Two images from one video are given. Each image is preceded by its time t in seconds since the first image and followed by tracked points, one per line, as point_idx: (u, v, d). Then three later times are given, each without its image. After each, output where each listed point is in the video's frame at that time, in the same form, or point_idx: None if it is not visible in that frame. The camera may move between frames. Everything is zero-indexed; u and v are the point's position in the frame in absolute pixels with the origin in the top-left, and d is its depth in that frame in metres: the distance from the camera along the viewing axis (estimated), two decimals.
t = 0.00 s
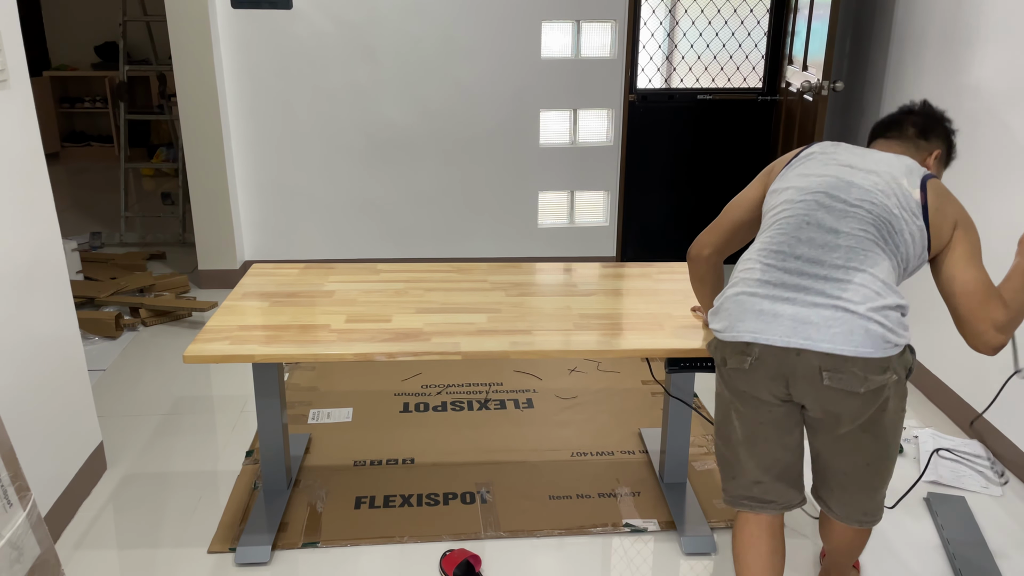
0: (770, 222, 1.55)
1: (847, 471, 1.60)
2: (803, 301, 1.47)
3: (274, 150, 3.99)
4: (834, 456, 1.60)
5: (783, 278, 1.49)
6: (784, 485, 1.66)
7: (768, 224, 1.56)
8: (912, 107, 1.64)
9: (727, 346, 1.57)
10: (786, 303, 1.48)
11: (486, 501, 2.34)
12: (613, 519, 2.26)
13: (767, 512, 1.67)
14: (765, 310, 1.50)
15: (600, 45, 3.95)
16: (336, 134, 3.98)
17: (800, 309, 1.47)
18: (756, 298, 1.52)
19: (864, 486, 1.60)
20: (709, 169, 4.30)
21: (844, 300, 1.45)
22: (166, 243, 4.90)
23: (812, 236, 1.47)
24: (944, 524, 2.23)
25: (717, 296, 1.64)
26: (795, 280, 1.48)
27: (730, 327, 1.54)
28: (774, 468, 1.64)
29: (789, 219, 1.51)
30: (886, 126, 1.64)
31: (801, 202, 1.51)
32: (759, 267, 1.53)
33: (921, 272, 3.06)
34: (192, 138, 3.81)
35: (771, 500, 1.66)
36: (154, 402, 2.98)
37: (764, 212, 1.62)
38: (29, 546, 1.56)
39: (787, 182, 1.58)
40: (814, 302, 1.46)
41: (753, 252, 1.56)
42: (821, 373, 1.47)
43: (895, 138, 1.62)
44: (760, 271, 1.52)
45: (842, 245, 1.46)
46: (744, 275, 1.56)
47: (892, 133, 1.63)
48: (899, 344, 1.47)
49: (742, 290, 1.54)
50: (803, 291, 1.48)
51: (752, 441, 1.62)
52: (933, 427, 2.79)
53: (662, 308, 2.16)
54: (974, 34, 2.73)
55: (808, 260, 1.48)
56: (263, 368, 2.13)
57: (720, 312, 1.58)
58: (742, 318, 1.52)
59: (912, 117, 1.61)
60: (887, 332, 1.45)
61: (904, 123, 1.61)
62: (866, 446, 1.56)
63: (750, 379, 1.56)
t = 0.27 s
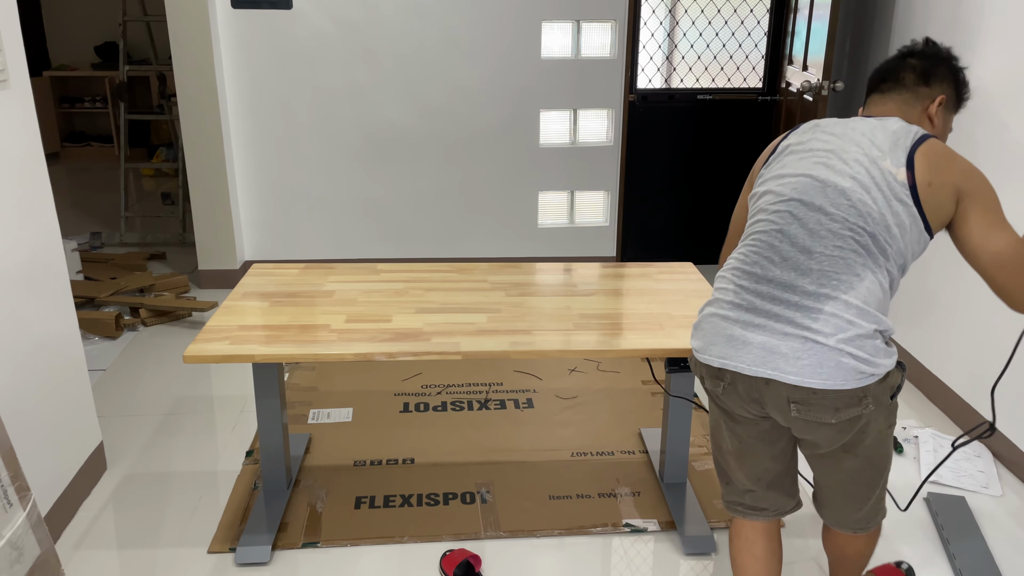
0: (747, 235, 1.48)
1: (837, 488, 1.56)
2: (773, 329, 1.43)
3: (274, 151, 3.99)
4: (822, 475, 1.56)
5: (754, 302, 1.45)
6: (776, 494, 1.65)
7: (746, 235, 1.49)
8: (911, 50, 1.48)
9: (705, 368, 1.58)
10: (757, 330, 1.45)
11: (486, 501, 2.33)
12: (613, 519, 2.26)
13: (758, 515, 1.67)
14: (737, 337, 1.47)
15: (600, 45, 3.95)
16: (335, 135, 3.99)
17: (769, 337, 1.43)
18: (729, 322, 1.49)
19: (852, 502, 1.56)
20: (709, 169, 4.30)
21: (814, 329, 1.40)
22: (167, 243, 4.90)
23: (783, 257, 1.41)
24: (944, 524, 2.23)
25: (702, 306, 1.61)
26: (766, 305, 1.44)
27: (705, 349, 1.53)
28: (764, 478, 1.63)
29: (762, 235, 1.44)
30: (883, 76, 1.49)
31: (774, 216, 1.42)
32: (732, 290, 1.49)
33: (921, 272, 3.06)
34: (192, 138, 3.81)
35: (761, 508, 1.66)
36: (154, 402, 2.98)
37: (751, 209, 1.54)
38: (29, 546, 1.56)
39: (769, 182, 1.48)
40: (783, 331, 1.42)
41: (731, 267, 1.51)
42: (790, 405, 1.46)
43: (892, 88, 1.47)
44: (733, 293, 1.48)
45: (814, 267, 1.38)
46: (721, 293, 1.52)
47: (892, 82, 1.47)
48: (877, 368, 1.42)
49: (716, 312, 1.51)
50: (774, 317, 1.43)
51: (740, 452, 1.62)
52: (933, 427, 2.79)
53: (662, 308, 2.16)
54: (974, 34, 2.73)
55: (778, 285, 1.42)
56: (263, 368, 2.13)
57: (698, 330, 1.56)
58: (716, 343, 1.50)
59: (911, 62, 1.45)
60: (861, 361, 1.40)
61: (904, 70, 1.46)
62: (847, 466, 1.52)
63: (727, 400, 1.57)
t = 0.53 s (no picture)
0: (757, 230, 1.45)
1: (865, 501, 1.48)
2: (778, 326, 1.40)
3: (274, 151, 3.99)
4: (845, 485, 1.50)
5: (760, 299, 1.42)
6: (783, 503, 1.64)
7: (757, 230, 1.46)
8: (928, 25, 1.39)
9: (716, 363, 1.57)
10: (761, 328, 1.42)
11: (486, 501, 2.33)
12: (613, 519, 2.26)
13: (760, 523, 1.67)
14: (742, 334, 1.45)
15: (600, 45, 3.95)
16: (335, 135, 3.98)
17: (773, 335, 1.40)
18: (734, 320, 1.47)
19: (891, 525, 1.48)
20: (709, 169, 4.30)
21: (818, 326, 1.36)
22: (167, 243, 4.90)
23: (788, 252, 1.37)
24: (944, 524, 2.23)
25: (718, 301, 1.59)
26: (771, 303, 1.41)
27: (714, 346, 1.51)
28: (769, 484, 1.62)
29: (770, 230, 1.41)
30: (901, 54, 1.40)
31: (780, 210, 1.39)
32: (740, 286, 1.47)
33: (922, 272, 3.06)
34: (192, 138, 3.81)
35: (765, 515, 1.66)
36: (154, 402, 2.98)
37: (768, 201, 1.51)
38: (29, 546, 1.56)
39: (782, 173, 1.44)
40: (787, 329, 1.39)
41: (741, 263, 1.48)
42: (794, 402, 1.43)
43: (911, 65, 1.38)
44: (741, 289, 1.46)
45: (818, 262, 1.34)
46: (731, 290, 1.50)
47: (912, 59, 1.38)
48: (888, 368, 1.36)
49: (725, 309, 1.50)
50: (778, 314, 1.40)
51: (747, 454, 1.62)
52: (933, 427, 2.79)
53: (662, 308, 2.16)
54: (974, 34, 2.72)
55: (783, 281, 1.39)
56: (263, 368, 2.13)
57: (710, 327, 1.55)
58: (723, 341, 1.49)
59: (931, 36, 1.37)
60: (866, 360, 1.35)
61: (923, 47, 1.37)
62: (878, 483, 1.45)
63: (736, 397, 1.55)
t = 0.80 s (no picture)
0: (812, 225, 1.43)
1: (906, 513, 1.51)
2: (824, 326, 1.39)
3: (275, 151, 3.99)
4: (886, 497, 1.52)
5: (809, 298, 1.40)
6: (807, 508, 1.63)
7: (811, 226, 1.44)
8: None
9: (755, 358, 1.54)
10: (808, 327, 1.40)
11: (486, 501, 2.33)
12: (613, 519, 2.26)
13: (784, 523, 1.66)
14: (788, 331, 1.43)
15: (600, 45, 3.95)
16: (336, 134, 3.98)
17: (819, 335, 1.39)
18: (780, 316, 1.45)
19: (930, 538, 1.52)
20: (710, 169, 4.29)
21: (864, 330, 1.35)
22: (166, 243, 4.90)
23: (840, 253, 1.35)
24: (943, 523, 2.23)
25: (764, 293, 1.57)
26: (820, 303, 1.39)
27: (756, 339, 1.50)
28: (798, 484, 1.60)
29: (823, 227, 1.38)
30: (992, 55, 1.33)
31: (836, 208, 1.36)
32: (788, 282, 1.44)
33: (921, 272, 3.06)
34: (192, 138, 3.81)
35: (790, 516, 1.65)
36: (154, 402, 2.98)
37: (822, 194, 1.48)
38: (29, 546, 1.56)
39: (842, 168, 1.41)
40: (834, 330, 1.37)
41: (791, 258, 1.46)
42: (835, 405, 1.41)
43: (999, 71, 1.31)
44: (789, 286, 1.44)
45: (872, 265, 1.33)
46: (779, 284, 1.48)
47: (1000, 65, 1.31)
48: (934, 377, 1.35)
49: (771, 303, 1.48)
50: (826, 315, 1.38)
51: (779, 458, 1.60)
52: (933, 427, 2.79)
53: (662, 308, 2.16)
54: (974, 34, 2.73)
55: (833, 282, 1.37)
56: (263, 368, 2.13)
57: (755, 319, 1.53)
58: (767, 336, 1.47)
59: None
60: (913, 367, 1.34)
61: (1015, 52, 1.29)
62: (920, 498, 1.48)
63: (772, 398, 1.53)
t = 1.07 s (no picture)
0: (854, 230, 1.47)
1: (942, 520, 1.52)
2: (872, 329, 1.42)
3: (275, 150, 3.99)
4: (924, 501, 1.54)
5: (855, 301, 1.44)
6: (836, 477, 1.66)
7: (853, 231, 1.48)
8: None
9: (800, 361, 1.59)
10: (855, 329, 1.44)
11: (486, 501, 2.34)
12: (613, 519, 2.26)
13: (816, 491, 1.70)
14: (833, 335, 1.47)
15: (600, 45, 3.95)
16: (336, 135, 3.99)
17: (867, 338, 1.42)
18: (825, 319, 1.48)
19: (970, 551, 1.52)
20: (710, 169, 4.30)
21: (913, 333, 1.38)
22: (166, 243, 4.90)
23: (887, 257, 1.39)
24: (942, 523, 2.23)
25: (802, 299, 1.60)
26: (866, 306, 1.43)
27: (800, 343, 1.53)
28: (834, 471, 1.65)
29: (869, 231, 1.42)
30: None
31: (882, 212, 1.41)
32: (832, 286, 1.48)
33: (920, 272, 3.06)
34: (192, 137, 3.82)
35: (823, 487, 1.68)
36: (154, 402, 2.98)
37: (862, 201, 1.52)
38: (29, 546, 1.56)
39: (882, 174, 1.46)
40: (882, 333, 1.41)
41: (834, 262, 1.50)
42: (881, 408, 1.46)
43: None
44: (833, 290, 1.47)
45: (920, 269, 1.37)
46: (822, 287, 1.51)
47: None
48: (981, 381, 1.39)
49: (815, 307, 1.51)
50: (873, 318, 1.42)
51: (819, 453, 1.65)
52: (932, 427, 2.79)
53: (662, 308, 2.16)
54: (974, 35, 2.73)
55: (881, 285, 1.40)
56: (263, 368, 2.13)
57: (796, 324, 1.56)
58: (812, 339, 1.50)
59: None
60: (961, 371, 1.38)
61: None
62: (962, 506, 1.49)
63: (819, 399, 1.58)
